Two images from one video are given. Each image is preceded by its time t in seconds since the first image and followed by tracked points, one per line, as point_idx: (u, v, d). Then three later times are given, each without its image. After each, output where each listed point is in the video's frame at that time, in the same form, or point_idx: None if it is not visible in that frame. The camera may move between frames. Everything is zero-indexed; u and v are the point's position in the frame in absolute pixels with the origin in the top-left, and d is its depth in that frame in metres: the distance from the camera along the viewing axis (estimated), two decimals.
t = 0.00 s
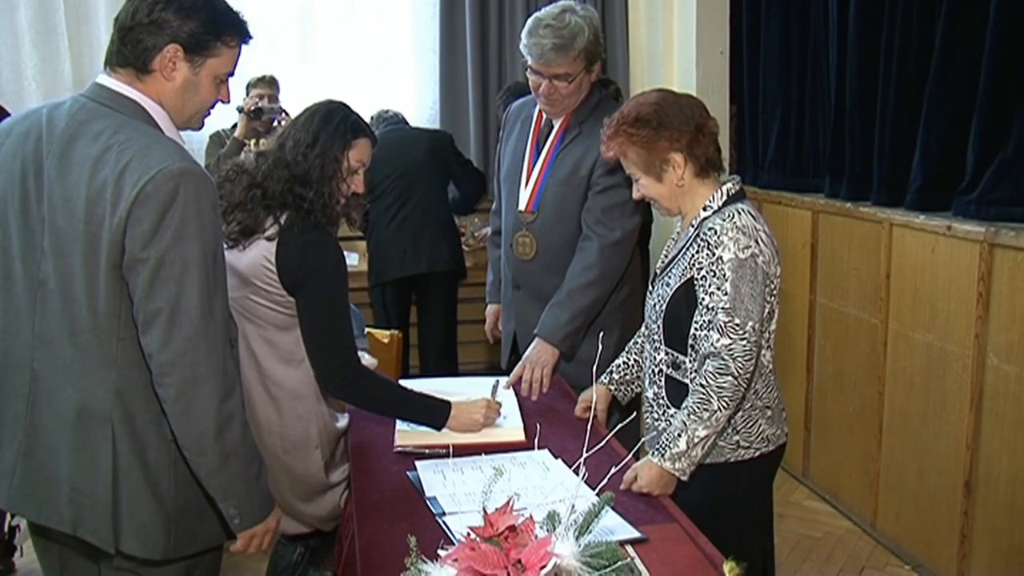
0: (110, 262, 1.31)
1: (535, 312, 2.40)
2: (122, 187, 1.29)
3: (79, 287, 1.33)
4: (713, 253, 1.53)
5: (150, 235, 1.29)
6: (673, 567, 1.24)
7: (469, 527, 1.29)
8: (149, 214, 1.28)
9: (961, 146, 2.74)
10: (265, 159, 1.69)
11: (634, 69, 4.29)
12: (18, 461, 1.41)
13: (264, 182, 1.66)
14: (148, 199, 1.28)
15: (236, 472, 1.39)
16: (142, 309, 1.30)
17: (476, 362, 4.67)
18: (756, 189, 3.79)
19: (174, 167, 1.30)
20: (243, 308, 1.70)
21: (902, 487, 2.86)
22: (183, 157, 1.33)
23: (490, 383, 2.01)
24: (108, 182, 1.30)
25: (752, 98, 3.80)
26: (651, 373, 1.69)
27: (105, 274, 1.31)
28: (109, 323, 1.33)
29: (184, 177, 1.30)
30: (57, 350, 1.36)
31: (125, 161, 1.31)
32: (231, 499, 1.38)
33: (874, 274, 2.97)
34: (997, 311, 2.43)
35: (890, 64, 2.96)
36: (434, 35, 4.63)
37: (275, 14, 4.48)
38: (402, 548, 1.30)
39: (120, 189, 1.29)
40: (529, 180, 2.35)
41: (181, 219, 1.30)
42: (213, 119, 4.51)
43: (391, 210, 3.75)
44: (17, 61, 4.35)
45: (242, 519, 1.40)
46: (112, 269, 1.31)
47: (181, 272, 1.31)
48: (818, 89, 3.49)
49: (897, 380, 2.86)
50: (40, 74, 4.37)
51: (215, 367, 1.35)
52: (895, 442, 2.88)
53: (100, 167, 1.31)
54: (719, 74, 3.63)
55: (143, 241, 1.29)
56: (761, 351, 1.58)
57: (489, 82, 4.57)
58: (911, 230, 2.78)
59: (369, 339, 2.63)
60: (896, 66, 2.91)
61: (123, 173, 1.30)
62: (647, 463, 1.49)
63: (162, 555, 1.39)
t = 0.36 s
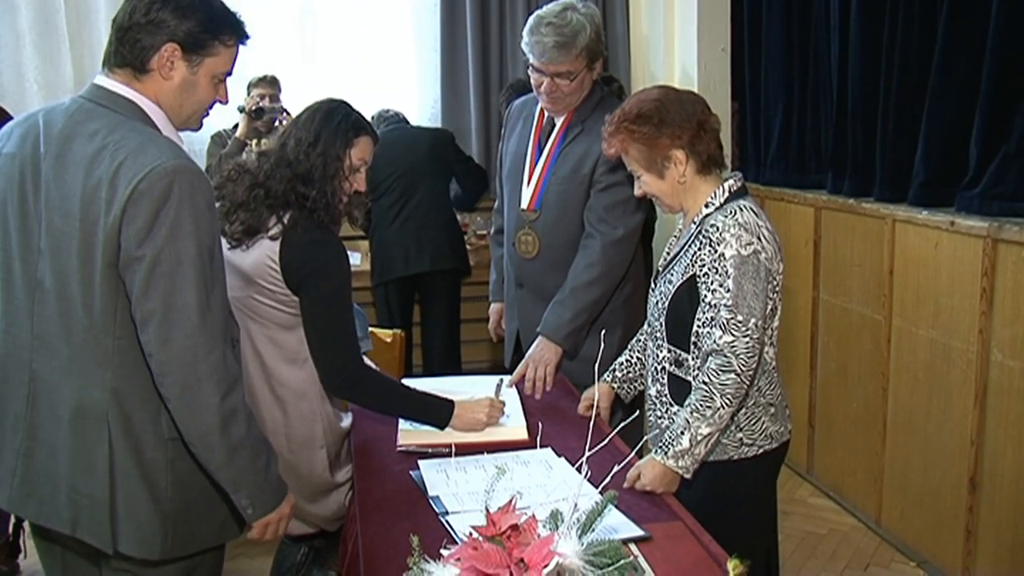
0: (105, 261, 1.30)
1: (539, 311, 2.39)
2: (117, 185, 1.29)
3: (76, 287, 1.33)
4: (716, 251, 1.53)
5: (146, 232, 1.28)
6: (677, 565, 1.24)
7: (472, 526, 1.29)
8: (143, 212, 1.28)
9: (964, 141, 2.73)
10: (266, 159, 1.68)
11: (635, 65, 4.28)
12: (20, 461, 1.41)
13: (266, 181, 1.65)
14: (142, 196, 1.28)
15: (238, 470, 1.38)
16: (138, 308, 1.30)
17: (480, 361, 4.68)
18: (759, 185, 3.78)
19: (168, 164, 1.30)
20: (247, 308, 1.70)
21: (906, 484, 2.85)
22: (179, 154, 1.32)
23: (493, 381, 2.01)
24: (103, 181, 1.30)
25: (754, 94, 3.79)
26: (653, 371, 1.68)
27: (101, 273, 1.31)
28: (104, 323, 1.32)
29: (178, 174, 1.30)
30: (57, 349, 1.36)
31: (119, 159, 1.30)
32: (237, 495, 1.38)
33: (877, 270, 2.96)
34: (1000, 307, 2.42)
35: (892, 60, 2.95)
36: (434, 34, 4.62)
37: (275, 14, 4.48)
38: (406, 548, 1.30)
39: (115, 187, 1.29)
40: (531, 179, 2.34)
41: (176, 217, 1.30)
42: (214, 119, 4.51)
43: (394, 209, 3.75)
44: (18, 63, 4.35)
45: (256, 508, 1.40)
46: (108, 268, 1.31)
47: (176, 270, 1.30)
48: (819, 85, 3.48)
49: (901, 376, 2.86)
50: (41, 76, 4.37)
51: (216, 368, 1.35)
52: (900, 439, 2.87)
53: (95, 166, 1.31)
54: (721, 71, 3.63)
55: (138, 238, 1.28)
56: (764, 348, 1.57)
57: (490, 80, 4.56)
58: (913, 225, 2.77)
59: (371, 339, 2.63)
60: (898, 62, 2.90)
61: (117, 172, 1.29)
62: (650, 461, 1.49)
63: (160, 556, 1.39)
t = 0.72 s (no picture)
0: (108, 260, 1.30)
1: (543, 310, 2.39)
2: (119, 185, 1.28)
3: (79, 286, 1.33)
4: (722, 250, 1.52)
5: (149, 231, 1.28)
6: (682, 565, 1.23)
7: (477, 526, 1.28)
8: (146, 211, 1.28)
9: (970, 140, 2.72)
10: (269, 154, 1.68)
11: (639, 63, 4.28)
12: (22, 459, 1.41)
13: (268, 178, 1.65)
14: (145, 196, 1.27)
15: (240, 469, 1.38)
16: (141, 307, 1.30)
17: (485, 360, 4.68)
18: (764, 184, 3.77)
19: (171, 163, 1.29)
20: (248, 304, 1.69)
21: (911, 484, 2.84)
22: (182, 154, 1.32)
23: (497, 381, 2.00)
24: (107, 180, 1.30)
25: (759, 93, 3.79)
26: (659, 370, 1.68)
27: (103, 272, 1.31)
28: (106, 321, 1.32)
29: (181, 173, 1.30)
30: (59, 347, 1.36)
31: (122, 159, 1.30)
32: (238, 495, 1.38)
33: (882, 270, 2.95)
34: (1007, 306, 2.41)
35: (898, 58, 2.94)
36: (439, 33, 4.62)
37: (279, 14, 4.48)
38: (410, 547, 1.29)
39: (118, 186, 1.29)
40: (536, 177, 2.34)
41: (179, 216, 1.30)
42: (218, 117, 4.51)
43: (398, 207, 3.75)
44: (24, 61, 4.36)
45: (253, 512, 1.40)
46: (111, 267, 1.30)
47: (178, 269, 1.30)
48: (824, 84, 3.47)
49: (906, 376, 2.85)
50: (46, 75, 4.38)
51: (219, 366, 1.35)
52: (905, 439, 2.86)
53: (98, 165, 1.31)
54: (725, 70, 3.62)
55: (141, 238, 1.28)
56: (770, 347, 1.57)
57: (495, 78, 4.56)
58: (919, 225, 2.76)
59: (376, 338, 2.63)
60: (904, 61, 2.89)
61: (120, 171, 1.29)
62: (655, 461, 1.48)
63: (161, 554, 1.39)
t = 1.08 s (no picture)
0: (112, 260, 1.30)
1: (549, 310, 2.38)
2: (124, 185, 1.29)
3: (84, 286, 1.33)
4: (730, 250, 1.52)
5: (152, 231, 1.28)
6: (688, 566, 1.23)
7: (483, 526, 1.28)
8: (150, 211, 1.28)
9: (976, 141, 2.72)
10: (255, 120, 1.67)
11: (645, 63, 4.28)
12: (28, 458, 1.42)
13: (254, 143, 1.63)
14: (149, 196, 1.28)
15: (244, 468, 1.38)
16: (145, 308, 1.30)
17: (491, 360, 4.67)
18: (770, 185, 3.77)
19: (176, 164, 1.29)
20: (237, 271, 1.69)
21: (918, 485, 2.83)
22: (187, 154, 1.32)
23: (502, 381, 2.00)
24: (112, 180, 1.30)
25: (764, 93, 3.79)
26: (666, 371, 1.67)
27: (107, 272, 1.31)
28: (112, 321, 1.32)
29: (186, 173, 1.30)
30: (65, 346, 1.36)
31: (127, 159, 1.30)
32: (239, 496, 1.37)
33: (889, 270, 2.95)
34: (1013, 307, 2.40)
35: (904, 59, 2.94)
36: (445, 33, 4.63)
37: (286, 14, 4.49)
38: (416, 548, 1.29)
39: (122, 186, 1.29)
40: (543, 177, 2.34)
41: (184, 217, 1.29)
42: (225, 117, 4.52)
43: (404, 207, 3.75)
44: (31, 61, 4.37)
45: (255, 512, 1.39)
46: (116, 267, 1.31)
47: (182, 269, 1.30)
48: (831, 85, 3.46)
49: (913, 377, 2.84)
50: (53, 74, 4.39)
51: (224, 366, 1.35)
52: (911, 440, 2.86)
53: (104, 166, 1.31)
54: (732, 70, 3.62)
55: (145, 238, 1.28)
56: (777, 348, 1.56)
57: (501, 78, 4.56)
58: (925, 225, 2.75)
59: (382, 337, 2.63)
60: (911, 62, 2.89)
61: (125, 171, 1.29)
62: (661, 462, 1.48)
63: (164, 553, 1.39)
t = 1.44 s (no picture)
0: (119, 258, 1.31)
1: (557, 311, 2.39)
2: (131, 182, 1.29)
3: (90, 284, 1.34)
4: (739, 254, 1.52)
5: (160, 227, 1.28)
6: (694, 569, 1.23)
7: (490, 528, 1.29)
8: (156, 209, 1.28)
9: (984, 145, 2.71)
10: (259, 110, 1.66)
11: (653, 65, 4.28)
12: (34, 454, 1.43)
13: (258, 133, 1.64)
14: (156, 192, 1.28)
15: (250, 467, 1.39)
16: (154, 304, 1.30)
17: (498, 361, 4.68)
18: (777, 188, 3.77)
19: (182, 159, 1.30)
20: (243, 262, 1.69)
21: (924, 489, 2.83)
22: (193, 152, 1.32)
23: (509, 382, 2.01)
24: (119, 177, 1.30)
25: (772, 96, 3.78)
26: (673, 374, 1.68)
27: (114, 269, 1.31)
28: (117, 318, 1.33)
29: (191, 171, 1.30)
30: (71, 344, 1.37)
31: (134, 156, 1.30)
32: (265, 476, 1.40)
33: (896, 274, 2.94)
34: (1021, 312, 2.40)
35: (913, 62, 2.93)
36: (454, 34, 4.63)
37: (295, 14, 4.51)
38: (423, 549, 1.30)
39: (129, 184, 1.29)
40: (552, 178, 2.34)
41: (191, 213, 1.30)
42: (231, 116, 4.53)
43: (411, 208, 3.76)
44: (41, 60, 4.39)
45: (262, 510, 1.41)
46: (122, 265, 1.31)
47: (188, 267, 1.30)
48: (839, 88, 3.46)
49: (919, 382, 2.84)
50: (63, 74, 4.41)
51: (230, 366, 1.35)
52: (917, 444, 2.85)
53: (110, 163, 1.31)
54: (740, 73, 3.61)
55: (152, 235, 1.28)
56: (786, 353, 1.56)
57: (508, 79, 4.56)
58: (933, 230, 2.75)
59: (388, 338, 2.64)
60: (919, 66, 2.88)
61: (132, 168, 1.29)
62: (668, 465, 1.48)
63: (168, 549, 1.39)
